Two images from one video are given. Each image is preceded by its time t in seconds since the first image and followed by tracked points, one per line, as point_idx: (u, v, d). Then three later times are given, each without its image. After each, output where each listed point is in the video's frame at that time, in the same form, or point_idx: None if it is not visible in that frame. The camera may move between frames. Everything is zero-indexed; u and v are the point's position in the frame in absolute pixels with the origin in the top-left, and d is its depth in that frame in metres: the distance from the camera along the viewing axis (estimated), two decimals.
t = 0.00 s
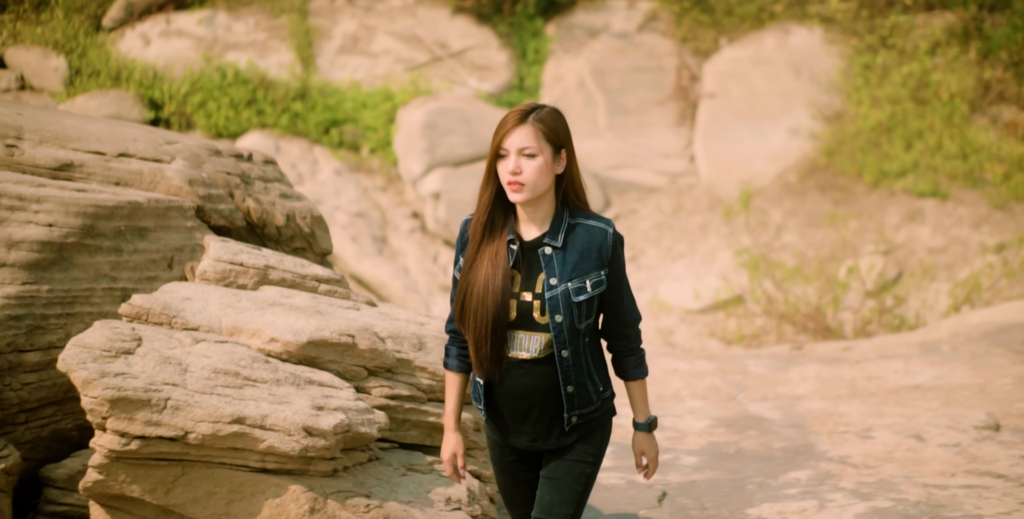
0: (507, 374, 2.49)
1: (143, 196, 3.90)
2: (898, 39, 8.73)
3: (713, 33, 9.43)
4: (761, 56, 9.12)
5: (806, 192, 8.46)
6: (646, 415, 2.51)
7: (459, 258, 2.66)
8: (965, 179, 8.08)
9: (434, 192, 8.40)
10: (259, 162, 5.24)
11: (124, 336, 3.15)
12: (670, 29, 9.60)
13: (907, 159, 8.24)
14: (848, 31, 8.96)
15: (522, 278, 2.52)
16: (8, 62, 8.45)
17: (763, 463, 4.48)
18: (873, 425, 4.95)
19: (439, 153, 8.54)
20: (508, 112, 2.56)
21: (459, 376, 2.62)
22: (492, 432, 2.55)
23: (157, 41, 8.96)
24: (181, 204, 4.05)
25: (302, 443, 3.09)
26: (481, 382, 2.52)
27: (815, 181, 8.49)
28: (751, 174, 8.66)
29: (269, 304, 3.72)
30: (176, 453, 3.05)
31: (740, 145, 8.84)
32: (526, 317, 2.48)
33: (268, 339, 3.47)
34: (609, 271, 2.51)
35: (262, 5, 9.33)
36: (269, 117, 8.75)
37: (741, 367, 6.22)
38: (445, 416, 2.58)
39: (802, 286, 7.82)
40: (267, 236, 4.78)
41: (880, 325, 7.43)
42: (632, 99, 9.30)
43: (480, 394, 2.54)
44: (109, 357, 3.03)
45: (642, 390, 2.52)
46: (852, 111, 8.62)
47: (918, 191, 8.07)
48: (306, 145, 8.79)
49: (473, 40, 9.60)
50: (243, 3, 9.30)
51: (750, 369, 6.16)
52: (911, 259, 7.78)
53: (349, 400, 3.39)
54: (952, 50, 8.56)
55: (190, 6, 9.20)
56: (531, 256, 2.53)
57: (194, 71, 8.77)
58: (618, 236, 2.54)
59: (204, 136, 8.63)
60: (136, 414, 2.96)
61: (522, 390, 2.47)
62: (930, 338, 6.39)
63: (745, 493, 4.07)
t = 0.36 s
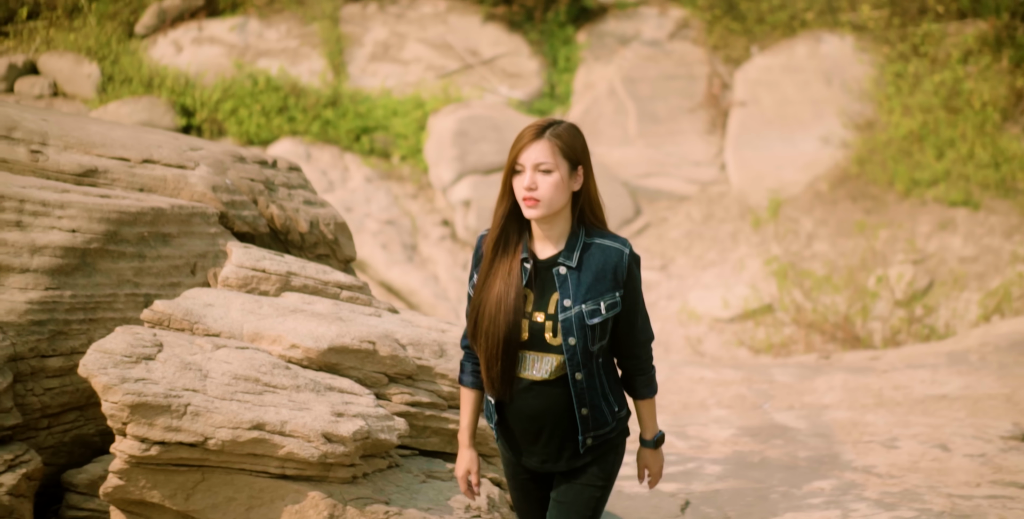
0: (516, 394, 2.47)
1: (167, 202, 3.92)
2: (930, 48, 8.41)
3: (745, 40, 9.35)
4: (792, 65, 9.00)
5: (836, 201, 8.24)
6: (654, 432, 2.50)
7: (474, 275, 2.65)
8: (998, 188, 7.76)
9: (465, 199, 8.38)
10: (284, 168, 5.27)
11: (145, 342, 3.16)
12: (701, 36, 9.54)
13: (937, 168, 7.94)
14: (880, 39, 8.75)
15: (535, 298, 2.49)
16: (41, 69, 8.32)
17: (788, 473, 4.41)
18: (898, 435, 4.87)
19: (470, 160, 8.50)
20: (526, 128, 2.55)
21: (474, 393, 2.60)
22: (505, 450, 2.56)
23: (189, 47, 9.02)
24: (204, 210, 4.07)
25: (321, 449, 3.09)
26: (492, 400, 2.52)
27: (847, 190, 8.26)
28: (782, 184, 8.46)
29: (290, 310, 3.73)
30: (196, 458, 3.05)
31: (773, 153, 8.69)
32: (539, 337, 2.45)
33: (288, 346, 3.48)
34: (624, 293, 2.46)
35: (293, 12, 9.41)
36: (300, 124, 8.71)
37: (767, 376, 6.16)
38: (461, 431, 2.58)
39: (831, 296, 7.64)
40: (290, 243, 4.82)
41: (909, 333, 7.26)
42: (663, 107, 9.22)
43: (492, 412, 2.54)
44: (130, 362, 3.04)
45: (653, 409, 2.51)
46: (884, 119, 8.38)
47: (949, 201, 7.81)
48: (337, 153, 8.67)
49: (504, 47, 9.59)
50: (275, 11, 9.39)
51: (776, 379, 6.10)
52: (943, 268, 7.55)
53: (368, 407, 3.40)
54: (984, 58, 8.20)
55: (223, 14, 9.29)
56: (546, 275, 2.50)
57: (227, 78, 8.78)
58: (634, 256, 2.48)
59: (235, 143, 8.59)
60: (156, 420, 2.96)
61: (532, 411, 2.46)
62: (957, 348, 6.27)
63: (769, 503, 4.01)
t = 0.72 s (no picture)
0: (535, 430, 2.46)
1: (194, 216, 3.95)
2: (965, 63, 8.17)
3: (778, 56, 9.09)
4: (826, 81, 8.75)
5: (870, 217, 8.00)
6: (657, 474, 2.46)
7: (488, 306, 2.61)
8: None
9: (497, 215, 8.26)
10: (312, 183, 5.30)
11: (170, 356, 3.16)
12: (735, 52, 9.26)
13: (972, 184, 7.70)
14: (914, 55, 8.50)
15: (552, 332, 2.48)
16: (76, 83, 8.21)
17: (816, 489, 4.34)
18: (927, 452, 4.77)
19: (502, 176, 8.39)
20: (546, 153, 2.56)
21: (486, 424, 2.56)
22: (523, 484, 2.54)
23: (224, 62, 8.79)
24: (231, 224, 4.09)
25: (345, 463, 3.09)
26: (510, 435, 2.50)
27: (880, 206, 8.03)
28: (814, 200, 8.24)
29: (316, 325, 3.74)
30: (219, 471, 3.05)
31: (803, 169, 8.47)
32: (556, 372, 2.44)
33: (313, 360, 3.48)
34: (642, 325, 2.46)
35: (328, 26, 9.22)
36: (333, 139, 8.51)
37: (797, 393, 6.06)
38: (474, 464, 2.52)
39: (863, 312, 7.48)
40: (317, 257, 4.85)
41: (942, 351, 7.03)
42: (695, 123, 8.95)
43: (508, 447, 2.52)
44: (154, 375, 3.05)
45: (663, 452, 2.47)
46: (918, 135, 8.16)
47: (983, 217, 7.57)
48: (370, 167, 8.55)
49: (537, 63, 9.36)
50: (310, 25, 9.18)
51: (805, 395, 6.01)
52: (977, 284, 7.29)
53: (392, 421, 3.39)
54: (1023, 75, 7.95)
55: (257, 29, 9.07)
56: (564, 308, 2.49)
57: (260, 93, 8.54)
58: (652, 287, 2.48)
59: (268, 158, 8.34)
60: (180, 433, 2.96)
61: (551, 446, 2.45)
62: (989, 365, 6.11)
63: None
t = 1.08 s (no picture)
0: (553, 445, 2.47)
1: (218, 229, 3.97)
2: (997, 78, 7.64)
3: (809, 70, 8.83)
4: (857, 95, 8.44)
5: (900, 231, 7.73)
6: (670, 507, 2.41)
7: (501, 318, 2.56)
8: None
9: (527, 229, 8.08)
10: (336, 197, 5.31)
11: (191, 369, 3.16)
12: (765, 66, 9.03)
13: (1005, 199, 7.31)
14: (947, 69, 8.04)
15: (568, 344, 2.49)
16: (108, 96, 8.16)
17: (841, 504, 4.26)
18: (953, 467, 4.68)
19: (532, 190, 8.20)
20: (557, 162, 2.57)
21: (494, 443, 2.49)
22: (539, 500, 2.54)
23: (255, 74, 8.73)
24: (254, 237, 4.11)
25: (365, 476, 3.09)
26: (526, 452, 2.47)
27: (910, 220, 7.74)
28: (845, 214, 7.97)
29: (337, 338, 3.73)
30: (238, 485, 3.05)
31: (833, 186, 8.18)
32: (572, 385, 2.46)
33: (334, 373, 3.47)
34: (658, 335, 2.48)
35: (358, 40, 9.12)
36: (364, 152, 8.32)
37: (824, 408, 5.95)
38: (480, 489, 2.44)
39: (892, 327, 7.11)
40: (341, 270, 4.86)
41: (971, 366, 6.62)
42: (726, 136, 8.81)
43: (524, 463, 2.50)
44: (175, 388, 3.05)
45: (670, 478, 2.44)
46: (950, 150, 7.76)
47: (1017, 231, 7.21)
48: (400, 181, 8.36)
49: (567, 76, 9.17)
50: (340, 39, 9.10)
51: (831, 409, 5.89)
52: (1009, 300, 6.96)
53: (411, 434, 3.38)
54: None
55: (287, 42, 9.03)
56: (580, 319, 2.50)
57: (290, 105, 8.45)
58: (667, 297, 2.51)
59: (297, 171, 8.18)
60: (200, 445, 2.96)
61: (569, 460, 2.47)
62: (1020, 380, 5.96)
63: None
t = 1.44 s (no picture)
0: (562, 448, 2.47)
1: (236, 241, 3.98)
2: None
3: (837, 82, 8.69)
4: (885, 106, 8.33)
5: (929, 244, 7.63)
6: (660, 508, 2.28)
7: (514, 317, 2.60)
8: None
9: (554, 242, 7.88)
10: (356, 208, 5.31)
11: (207, 380, 3.16)
12: (794, 78, 8.94)
13: None
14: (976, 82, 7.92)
15: (580, 345, 2.50)
16: (137, 107, 8.24)
17: None
18: (976, 481, 4.61)
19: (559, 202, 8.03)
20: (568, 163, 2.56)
21: (501, 441, 2.48)
22: (543, 505, 2.54)
23: (283, 86, 8.75)
24: (272, 248, 4.12)
25: (380, 489, 3.08)
26: (534, 454, 2.48)
27: (939, 232, 7.65)
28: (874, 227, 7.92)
29: (354, 350, 3.72)
30: (254, 497, 3.05)
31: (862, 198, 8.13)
32: (582, 386, 2.47)
33: (351, 385, 3.47)
34: (671, 338, 2.45)
35: (386, 52, 9.16)
36: (391, 163, 8.29)
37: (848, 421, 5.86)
38: (487, 485, 2.39)
39: (919, 340, 6.90)
40: (360, 282, 4.87)
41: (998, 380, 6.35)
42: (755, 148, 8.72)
43: (531, 467, 2.51)
44: (191, 400, 3.05)
45: (670, 482, 2.31)
46: (979, 162, 7.66)
47: None
48: (427, 193, 8.29)
49: (595, 88, 9.12)
50: (368, 50, 9.15)
51: (855, 422, 5.78)
52: None
53: (428, 447, 3.36)
54: None
55: (315, 54, 9.09)
56: (593, 319, 2.51)
57: (318, 117, 8.43)
58: (682, 300, 2.48)
59: (325, 183, 8.17)
60: (214, 457, 2.97)
61: (577, 465, 2.47)
62: None
63: None
